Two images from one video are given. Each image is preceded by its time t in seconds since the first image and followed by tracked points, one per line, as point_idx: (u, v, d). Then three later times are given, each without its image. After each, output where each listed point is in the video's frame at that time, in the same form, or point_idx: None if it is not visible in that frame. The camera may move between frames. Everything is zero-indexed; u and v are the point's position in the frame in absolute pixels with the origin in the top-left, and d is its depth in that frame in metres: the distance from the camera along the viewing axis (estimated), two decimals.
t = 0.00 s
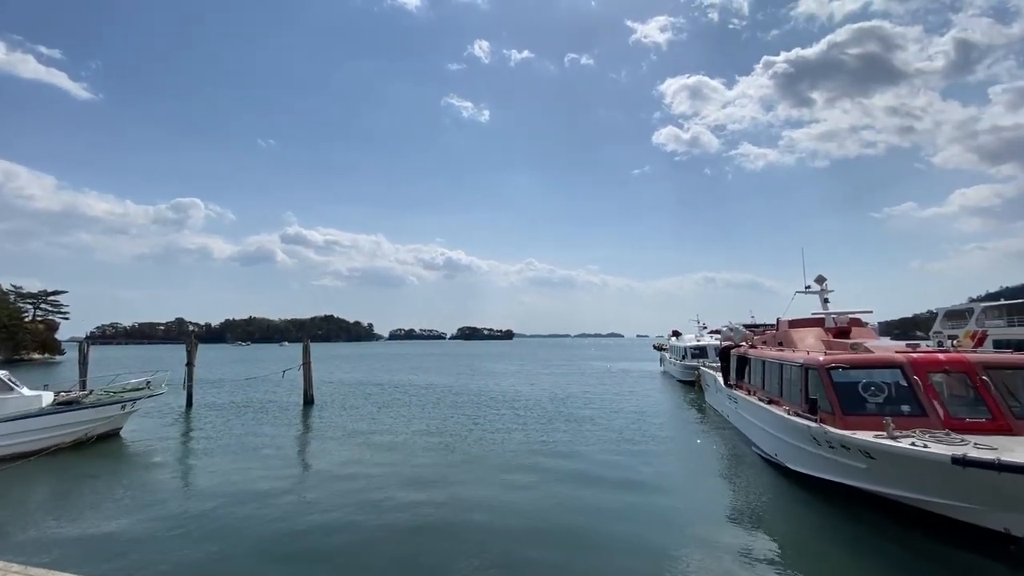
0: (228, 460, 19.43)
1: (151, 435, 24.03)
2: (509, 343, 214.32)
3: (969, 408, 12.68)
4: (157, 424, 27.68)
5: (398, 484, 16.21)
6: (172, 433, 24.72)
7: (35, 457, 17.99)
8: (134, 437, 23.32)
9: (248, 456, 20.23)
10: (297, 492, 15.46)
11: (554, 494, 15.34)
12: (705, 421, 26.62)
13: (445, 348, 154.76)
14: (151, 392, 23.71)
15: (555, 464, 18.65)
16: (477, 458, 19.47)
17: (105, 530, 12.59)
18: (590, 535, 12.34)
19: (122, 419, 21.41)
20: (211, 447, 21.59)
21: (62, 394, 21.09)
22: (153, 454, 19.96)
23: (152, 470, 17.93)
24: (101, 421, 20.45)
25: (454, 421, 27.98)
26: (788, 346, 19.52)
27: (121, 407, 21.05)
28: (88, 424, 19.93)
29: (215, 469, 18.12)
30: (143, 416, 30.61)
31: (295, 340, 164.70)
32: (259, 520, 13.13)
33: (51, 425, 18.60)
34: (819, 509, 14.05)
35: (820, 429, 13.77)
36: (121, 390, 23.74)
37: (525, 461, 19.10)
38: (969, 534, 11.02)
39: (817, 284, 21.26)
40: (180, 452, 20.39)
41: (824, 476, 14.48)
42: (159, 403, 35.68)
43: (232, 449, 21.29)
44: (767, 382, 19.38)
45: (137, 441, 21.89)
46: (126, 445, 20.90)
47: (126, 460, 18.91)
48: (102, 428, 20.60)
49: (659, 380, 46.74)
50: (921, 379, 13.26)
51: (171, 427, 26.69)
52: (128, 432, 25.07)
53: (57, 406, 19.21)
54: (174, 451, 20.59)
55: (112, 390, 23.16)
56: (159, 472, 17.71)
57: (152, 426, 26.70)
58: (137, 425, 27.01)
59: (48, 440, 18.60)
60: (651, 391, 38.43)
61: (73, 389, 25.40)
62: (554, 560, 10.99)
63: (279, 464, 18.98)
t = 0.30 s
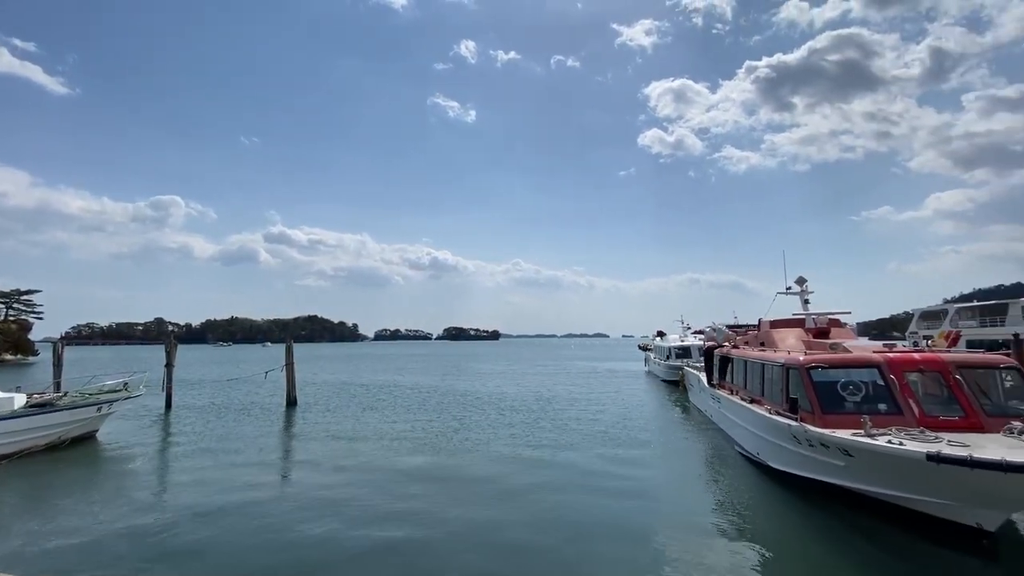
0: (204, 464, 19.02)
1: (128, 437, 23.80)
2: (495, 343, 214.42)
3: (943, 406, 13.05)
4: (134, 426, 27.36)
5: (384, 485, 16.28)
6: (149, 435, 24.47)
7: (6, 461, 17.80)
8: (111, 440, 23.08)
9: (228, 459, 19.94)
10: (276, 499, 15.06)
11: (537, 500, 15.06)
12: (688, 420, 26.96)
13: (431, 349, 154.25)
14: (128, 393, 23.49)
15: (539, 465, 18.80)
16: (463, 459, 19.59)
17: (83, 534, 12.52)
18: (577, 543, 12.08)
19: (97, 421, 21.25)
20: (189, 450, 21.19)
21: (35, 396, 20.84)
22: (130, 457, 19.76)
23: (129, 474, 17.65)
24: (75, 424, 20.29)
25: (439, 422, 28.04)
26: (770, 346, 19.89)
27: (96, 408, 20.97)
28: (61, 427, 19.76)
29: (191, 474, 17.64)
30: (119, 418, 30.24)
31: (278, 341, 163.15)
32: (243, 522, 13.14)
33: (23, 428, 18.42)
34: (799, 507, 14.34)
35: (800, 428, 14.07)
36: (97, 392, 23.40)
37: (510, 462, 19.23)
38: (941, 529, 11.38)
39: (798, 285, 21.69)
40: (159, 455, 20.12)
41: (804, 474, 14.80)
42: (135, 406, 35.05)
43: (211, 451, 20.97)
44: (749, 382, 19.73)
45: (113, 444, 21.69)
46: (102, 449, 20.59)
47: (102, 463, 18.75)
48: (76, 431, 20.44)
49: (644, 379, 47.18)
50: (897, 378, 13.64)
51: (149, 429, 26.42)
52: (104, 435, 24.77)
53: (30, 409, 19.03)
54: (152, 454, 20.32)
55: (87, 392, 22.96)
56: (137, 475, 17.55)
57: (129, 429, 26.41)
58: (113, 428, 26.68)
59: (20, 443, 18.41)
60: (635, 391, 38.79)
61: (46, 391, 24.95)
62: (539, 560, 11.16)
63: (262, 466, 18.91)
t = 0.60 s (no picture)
0: (183, 469, 18.59)
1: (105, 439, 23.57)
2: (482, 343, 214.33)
3: (919, 404, 13.40)
4: (111, 428, 27.07)
5: (369, 487, 16.34)
6: (127, 437, 24.24)
7: None
8: (87, 441, 22.85)
9: (208, 462, 19.62)
10: (253, 506, 14.70)
11: (520, 504, 14.87)
12: (673, 420, 27.27)
13: (417, 349, 153.63)
14: (105, 394, 23.31)
15: (524, 465, 18.93)
16: (449, 460, 19.65)
17: (62, 538, 12.45)
18: (562, 549, 11.90)
19: (73, 423, 21.11)
20: (168, 454, 20.79)
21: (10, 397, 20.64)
22: (108, 459, 19.60)
23: (108, 477, 17.51)
24: (50, 426, 20.14)
25: (426, 423, 28.05)
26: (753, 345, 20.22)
27: (73, 410, 20.85)
28: (36, 429, 19.62)
29: (167, 480, 17.20)
30: (96, 420, 29.85)
31: (262, 340, 161.55)
32: (226, 525, 13.15)
33: None
34: (781, 505, 14.60)
35: (782, 427, 14.35)
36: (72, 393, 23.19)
37: (496, 462, 19.35)
38: (917, 524, 11.70)
39: (780, 286, 22.07)
40: (138, 458, 19.97)
41: (786, 472, 15.10)
42: (114, 407, 34.63)
43: (191, 455, 20.64)
44: (732, 381, 20.04)
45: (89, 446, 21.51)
46: (80, 453, 20.28)
47: (79, 466, 18.60)
48: (51, 433, 20.28)
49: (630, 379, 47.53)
50: (876, 377, 13.97)
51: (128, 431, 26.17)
52: (81, 437, 24.49)
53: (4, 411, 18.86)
54: (131, 457, 20.03)
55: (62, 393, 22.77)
56: (116, 478, 17.41)
57: (108, 431, 26.14)
58: (91, 430, 26.39)
59: None
60: (621, 391, 39.08)
61: (20, 393, 24.45)
62: (522, 560, 11.35)
63: (246, 468, 18.80)
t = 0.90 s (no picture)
0: (164, 472, 18.32)
1: (83, 442, 23.28)
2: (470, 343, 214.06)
3: (897, 403, 13.72)
4: (89, 431, 26.72)
5: (356, 488, 16.37)
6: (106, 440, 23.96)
7: None
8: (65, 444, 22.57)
9: (190, 465, 19.42)
10: (238, 509, 14.55)
11: (508, 505, 14.93)
12: (659, 419, 27.54)
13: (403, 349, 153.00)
14: (82, 396, 23.08)
15: (510, 465, 19.03)
16: (436, 461, 19.71)
17: (42, 544, 12.34)
18: (549, 552, 11.87)
19: (49, 425, 20.94)
20: (148, 457, 20.50)
21: None
22: (87, 462, 19.39)
23: (87, 481, 17.32)
24: (26, 428, 19.98)
25: (412, 423, 28.05)
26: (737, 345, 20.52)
27: (49, 412, 20.70)
28: (12, 431, 19.47)
29: (148, 484, 16.95)
30: (73, 422, 29.43)
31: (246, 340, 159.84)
32: (210, 528, 13.12)
33: None
34: (763, 502, 14.86)
35: (766, 426, 14.61)
36: (47, 394, 22.91)
37: (484, 462, 19.44)
38: (896, 520, 11.98)
39: (764, 287, 22.43)
40: (118, 461, 19.77)
41: (769, 470, 15.37)
42: (92, 409, 34.13)
43: (173, 458, 20.41)
44: (717, 380, 20.31)
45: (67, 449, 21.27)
46: (57, 457, 19.95)
47: (56, 470, 18.39)
48: (27, 436, 20.12)
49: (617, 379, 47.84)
50: (855, 376, 14.29)
51: (106, 433, 25.85)
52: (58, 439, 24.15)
53: None
54: (111, 460, 19.83)
55: (38, 395, 22.56)
56: (96, 482, 17.24)
57: (87, 433, 25.82)
58: (69, 433, 26.03)
59: None
60: (608, 390, 39.34)
61: None
62: (508, 559, 11.49)
63: (230, 470, 18.71)
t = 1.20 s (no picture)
0: (146, 476, 18.14)
1: (59, 444, 22.95)
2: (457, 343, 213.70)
3: (877, 401, 14.03)
4: (66, 433, 26.33)
5: (343, 490, 16.39)
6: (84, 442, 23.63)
7: None
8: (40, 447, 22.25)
9: (172, 468, 19.24)
10: (224, 512, 14.53)
11: (495, 504, 15.09)
12: (644, 419, 27.77)
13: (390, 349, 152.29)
14: (58, 397, 22.87)
15: (496, 465, 19.10)
16: (423, 461, 19.75)
17: (21, 549, 12.22)
18: (535, 551, 12.05)
19: (25, 428, 20.90)
20: (129, 460, 20.28)
21: None
22: (65, 466, 19.14)
23: (65, 485, 17.12)
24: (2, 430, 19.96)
25: (399, 424, 28.03)
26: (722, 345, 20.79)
27: (25, 415, 20.63)
28: None
29: (130, 487, 16.81)
30: (49, 424, 28.97)
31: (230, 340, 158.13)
32: (195, 531, 13.11)
33: None
34: (747, 500, 15.07)
35: (750, 424, 14.85)
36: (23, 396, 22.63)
37: (471, 463, 19.52)
38: (876, 517, 12.22)
39: (748, 287, 22.74)
40: (96, 464, 19.54)
41: (753, 468, 15.61)
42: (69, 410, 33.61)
43: (154, 460, 20.18)
44: (702, 380, 20.56)
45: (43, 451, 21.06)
46: (35, 461, 19.65)
47: (32, 474, 18.15)
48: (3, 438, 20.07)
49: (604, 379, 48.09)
50: (837, 375, 14.57)
51: (84, 436, 25.50)
52: (34, 442, 23.79)
53: None
54: (90, 463, 19.59)
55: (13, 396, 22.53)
56: (75, 485, 17.04)
57: (64, 436, 25.45)
58: (46, 435, 25.64)
59: None
60: (594, 390, 39.55)
61: None
62: (494, 560, 11.61)
63: (213, 472, 18.58)
